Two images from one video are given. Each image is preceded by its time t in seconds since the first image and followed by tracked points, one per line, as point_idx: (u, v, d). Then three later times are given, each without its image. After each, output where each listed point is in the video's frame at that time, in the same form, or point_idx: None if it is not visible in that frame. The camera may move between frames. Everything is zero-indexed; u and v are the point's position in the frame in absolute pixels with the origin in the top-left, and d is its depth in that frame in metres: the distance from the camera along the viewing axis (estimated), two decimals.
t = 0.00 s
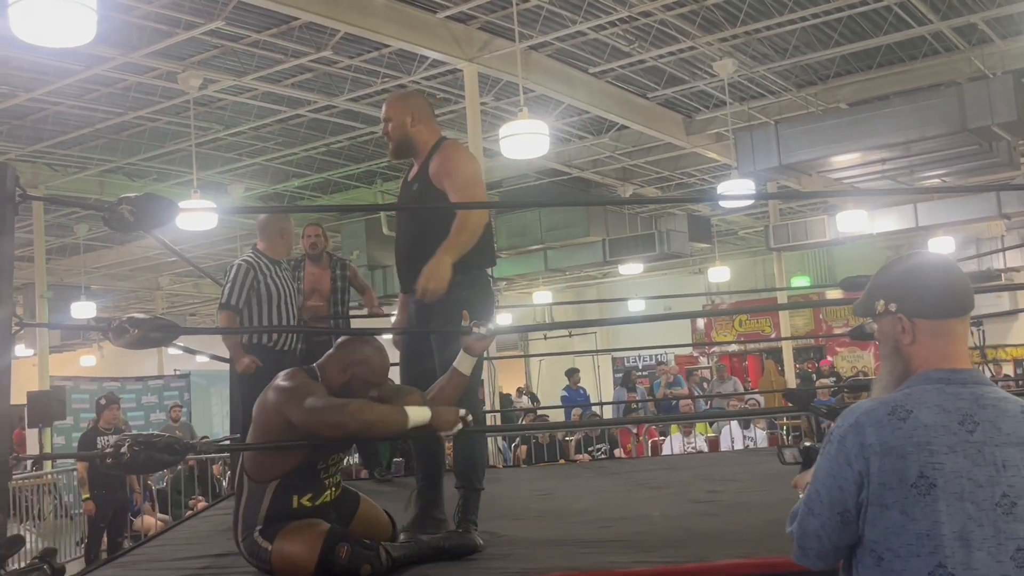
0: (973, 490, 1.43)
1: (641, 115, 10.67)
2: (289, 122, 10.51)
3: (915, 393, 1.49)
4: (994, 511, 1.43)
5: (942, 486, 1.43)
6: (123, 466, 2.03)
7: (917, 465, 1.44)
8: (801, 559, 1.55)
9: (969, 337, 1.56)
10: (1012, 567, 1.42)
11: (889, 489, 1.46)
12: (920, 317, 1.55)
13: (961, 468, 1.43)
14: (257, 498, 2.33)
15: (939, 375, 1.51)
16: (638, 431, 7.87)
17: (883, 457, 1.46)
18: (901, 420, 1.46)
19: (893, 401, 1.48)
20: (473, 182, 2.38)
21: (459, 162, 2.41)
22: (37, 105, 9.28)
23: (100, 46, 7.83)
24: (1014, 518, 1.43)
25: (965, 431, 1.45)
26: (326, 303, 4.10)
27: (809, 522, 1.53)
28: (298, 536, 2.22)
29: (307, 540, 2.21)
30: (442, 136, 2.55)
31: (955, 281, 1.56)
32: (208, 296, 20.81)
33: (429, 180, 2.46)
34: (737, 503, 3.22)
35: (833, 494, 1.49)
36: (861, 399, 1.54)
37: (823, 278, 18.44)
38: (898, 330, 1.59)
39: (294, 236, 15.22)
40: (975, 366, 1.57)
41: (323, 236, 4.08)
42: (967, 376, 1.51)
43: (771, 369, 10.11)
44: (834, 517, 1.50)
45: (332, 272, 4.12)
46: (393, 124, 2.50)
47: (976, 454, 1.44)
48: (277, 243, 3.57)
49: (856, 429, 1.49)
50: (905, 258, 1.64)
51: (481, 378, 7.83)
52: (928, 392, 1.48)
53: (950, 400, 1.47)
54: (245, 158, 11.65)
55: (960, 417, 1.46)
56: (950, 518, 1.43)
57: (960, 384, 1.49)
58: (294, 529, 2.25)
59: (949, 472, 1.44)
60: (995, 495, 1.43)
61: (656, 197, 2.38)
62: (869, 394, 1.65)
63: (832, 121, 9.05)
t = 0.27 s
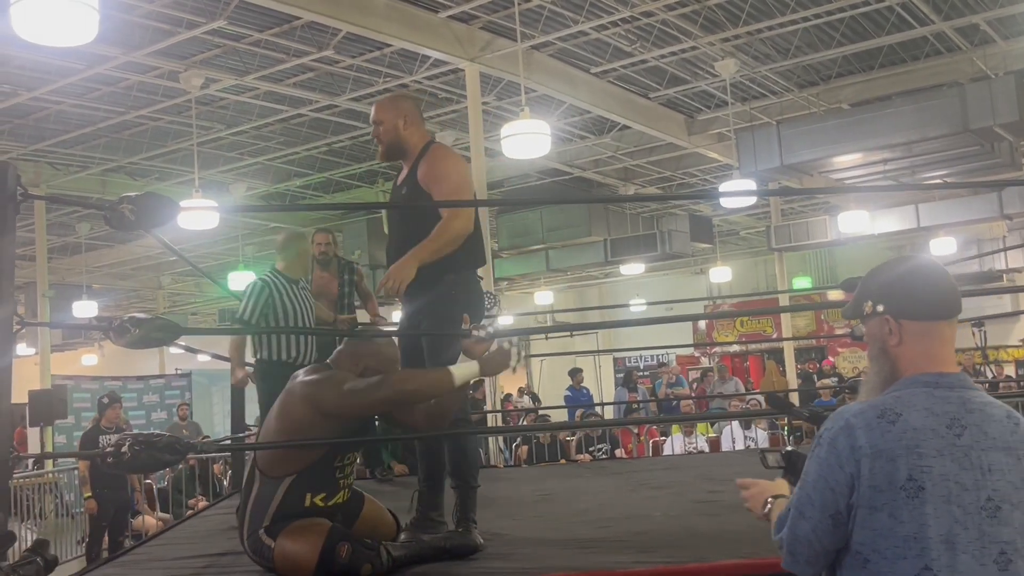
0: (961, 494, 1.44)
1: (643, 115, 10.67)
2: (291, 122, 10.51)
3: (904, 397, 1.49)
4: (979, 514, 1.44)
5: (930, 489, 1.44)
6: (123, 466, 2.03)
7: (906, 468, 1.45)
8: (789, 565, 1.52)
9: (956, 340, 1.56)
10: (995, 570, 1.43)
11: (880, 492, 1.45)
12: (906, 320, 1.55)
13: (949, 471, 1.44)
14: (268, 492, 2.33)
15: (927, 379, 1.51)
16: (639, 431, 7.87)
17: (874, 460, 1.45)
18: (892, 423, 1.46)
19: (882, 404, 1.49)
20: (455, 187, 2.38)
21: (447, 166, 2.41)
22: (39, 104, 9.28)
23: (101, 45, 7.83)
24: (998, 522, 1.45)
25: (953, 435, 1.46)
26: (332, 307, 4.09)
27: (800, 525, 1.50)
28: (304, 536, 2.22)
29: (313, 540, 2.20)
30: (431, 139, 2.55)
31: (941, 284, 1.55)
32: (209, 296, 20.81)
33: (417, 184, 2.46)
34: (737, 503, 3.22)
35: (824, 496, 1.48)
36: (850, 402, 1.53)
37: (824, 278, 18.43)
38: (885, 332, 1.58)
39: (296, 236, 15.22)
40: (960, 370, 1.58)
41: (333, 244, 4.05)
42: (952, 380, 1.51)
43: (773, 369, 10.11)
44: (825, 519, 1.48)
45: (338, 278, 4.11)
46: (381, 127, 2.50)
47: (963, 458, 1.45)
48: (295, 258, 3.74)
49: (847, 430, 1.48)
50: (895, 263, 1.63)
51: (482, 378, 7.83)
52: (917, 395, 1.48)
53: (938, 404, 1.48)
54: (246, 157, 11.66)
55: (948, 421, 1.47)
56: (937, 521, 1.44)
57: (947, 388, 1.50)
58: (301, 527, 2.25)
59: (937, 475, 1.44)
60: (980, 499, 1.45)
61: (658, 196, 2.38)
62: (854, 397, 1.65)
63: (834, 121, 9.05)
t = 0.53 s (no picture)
0: (945, 495, 1.44)
1: (645, 114, 10.66)
2: (293, 120, 10.51)
3: (892, 398, 1.49)
4: (963, 516, 1.44)
5: (916, 491, 1.44)
6: (124, 464, 2.03)
7: (892, 470, 1.44)
8: (768, 561, 1.52)
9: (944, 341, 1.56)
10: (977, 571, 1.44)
11: (866, 493, 1.45)
12: (894, 319, 1.55)
13: (934, 473, 1.44)
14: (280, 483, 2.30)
15: (914, 380, 1.51)
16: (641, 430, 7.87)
17: (861, 461, 1.45)
18: (878, 424, 1.46)
19: (869, 406, 1.48)
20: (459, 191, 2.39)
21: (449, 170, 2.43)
22: (41, 101, 9.28)
23: (103, 43, 7.83)
24: (981, 524, 1.45)
25: (939, 437, 1.46)
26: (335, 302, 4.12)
27: (782, 523, 1.49)
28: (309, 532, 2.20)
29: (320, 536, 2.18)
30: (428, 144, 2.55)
31: (932, 285, 1.56)
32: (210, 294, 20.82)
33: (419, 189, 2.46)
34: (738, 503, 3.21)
35: (809, 497, 1.47)
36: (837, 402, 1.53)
37: (825, 278, 18.44)
38: (873, 331, 1.59)
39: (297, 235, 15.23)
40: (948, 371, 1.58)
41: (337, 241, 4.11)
42: (940, 381, 1.51)
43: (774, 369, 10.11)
44: (809, 519, 1.48)
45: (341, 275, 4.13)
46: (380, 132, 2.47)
47: (949, 460, 1.45)
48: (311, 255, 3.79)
49: (833, 431, 1.48)
50: (883, 265, 1.63)
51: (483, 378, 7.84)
52: (904, 396, 1.48)
53: (925, 405, 1.48)
54: (248, 155, 11.66)
55: (934, 423, 1.46)
56: (922, 522, 1.44)
57: (934, 390, 1.50)
58: (308, 521, 2.23)
59: (922, 477, 1.44)
60: (964, 500, 1.45)
61: (660, 196, 2.37)
62: (841, 398, 1.65)
63: (836, 121, 9.04)
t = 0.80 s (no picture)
0: (930, 497, 1.44)
1: (647, 112, 10.65)
2: (295, 117, 10.51)
3: (879, 400, 1.49)
4: (948, 517, 1.44)
5: (901, 492, 1.43)
6: (125, 461, 2.03)
7: (876, 472, 1.44)
8: (756, 562, 1.54)
9: (932, 342, 1.56)
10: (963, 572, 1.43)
11: (850, 495, 1.45)
12: (881, 319, 1.55)
13: (919, 474, 1.44)
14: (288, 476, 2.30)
15: (900, 382, 1.51)
16: (641, 429, 7.88)
17: (846, 463, 1.45)
18: (863, 426, 1.46)
19: (855, 408, 1.48)
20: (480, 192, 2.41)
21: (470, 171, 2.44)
22: (42, 98, 9.28)
23: (105, 39, 7.83)
24: (967, 525, 1.44)
25: (924, 438, 1.45)
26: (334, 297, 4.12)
27: (768, 525, 1.51)
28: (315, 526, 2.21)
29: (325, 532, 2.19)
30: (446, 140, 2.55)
31: (921, 285, 1.55)
32: (211, 291, 20.82)
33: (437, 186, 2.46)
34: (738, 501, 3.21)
35: (794, 500, 1.48)
36: (825, 404, 1.53)
37: (827, 277, 18.44)
38: (861, 332, 1.59)
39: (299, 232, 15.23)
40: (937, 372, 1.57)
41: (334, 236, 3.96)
42: (927, 383, 1.51)
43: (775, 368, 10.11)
44: (794, 520, 1.49)
45: (340, 271, 4.12)
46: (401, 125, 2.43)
47: (934, 461, 1.44)
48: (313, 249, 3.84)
49: (818, 434, 1.48)
50: (879, 262, 1.63)
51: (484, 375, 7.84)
52: (890, 399, 1.48)
53: (911, 407, 1.47)
54: (250, 152, 11.65)
55: (920, 425, 1.46)
56: (906, 523, 1.43)
57: (920, 391, 1.49)
58: (313, 515, 2.23)
59: (907, 478, 1.44)
60: (949, 502, 1.44)
61: (660, 194, 2.36)
62: (832, 398, 1.65)
63: (838, 120, 9.03)
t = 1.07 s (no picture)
0: (929, 496, 1.44)
1: (650, 109, 10.65)
2: (297, 112, 10.51)
3: (879, 399, 1.49)
4: (947, 515, 1.44)
5: (900, 491, 1.43)
6: (127, 455, 2.03)
7: (875, 471, 1.44)
8: (756, 560, 1.54)
9: (930, 341, 1.56)
10: (962, 571, 1.43)
11: (849, 494, 1.45)
12: (878, 317, 1.56)
13: (917, 473, 1.44)
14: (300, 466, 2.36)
15: (898, 380, 1.51)
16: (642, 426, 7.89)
17: (845, 463, 1.45)
18: (862, 425, 1.46)
19: (855, 406, 1.48)
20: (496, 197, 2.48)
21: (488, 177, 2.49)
22: (45, 92, 9.28)
23: (107, 34, 7.84)
24: (966, 523, 1.44)
25: (924, 437, 1.45)
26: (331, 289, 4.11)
27: (767, 524, 1.52)
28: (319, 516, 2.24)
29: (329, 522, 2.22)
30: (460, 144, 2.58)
31: (919, 284, 1.55)
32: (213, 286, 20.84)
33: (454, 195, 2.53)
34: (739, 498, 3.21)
35: (793, 498, 1.49)
36: (824, 403, 1.53)
37: (828, 274, 18.45)
38: (859, 330, 1.59)
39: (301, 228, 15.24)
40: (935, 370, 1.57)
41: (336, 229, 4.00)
42: (926, 382, 1.51)
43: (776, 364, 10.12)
44: (793, 519, 1.49)
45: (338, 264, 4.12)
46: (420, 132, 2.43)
47: (933, 460, 1.45)
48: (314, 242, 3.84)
49: (818, 434, 1.48)
50: (884, 260, 1.62)
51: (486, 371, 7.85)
52: (889, 398, 1.48)
53: (910, 406, 1.47)
54: (252, 147, 11.65)
55: (919, 423, 1.46)
56: (905, 522, 1.43)
57: (919, 390, 1.49)
58: (319, 505, 2.26)
59: (906, 477, 1.44)
60: (948, 500, 1.44)
61: (662, 190, 2.36)
62: (831, 395, 1.65)
63: (841, 117, 9.02)
